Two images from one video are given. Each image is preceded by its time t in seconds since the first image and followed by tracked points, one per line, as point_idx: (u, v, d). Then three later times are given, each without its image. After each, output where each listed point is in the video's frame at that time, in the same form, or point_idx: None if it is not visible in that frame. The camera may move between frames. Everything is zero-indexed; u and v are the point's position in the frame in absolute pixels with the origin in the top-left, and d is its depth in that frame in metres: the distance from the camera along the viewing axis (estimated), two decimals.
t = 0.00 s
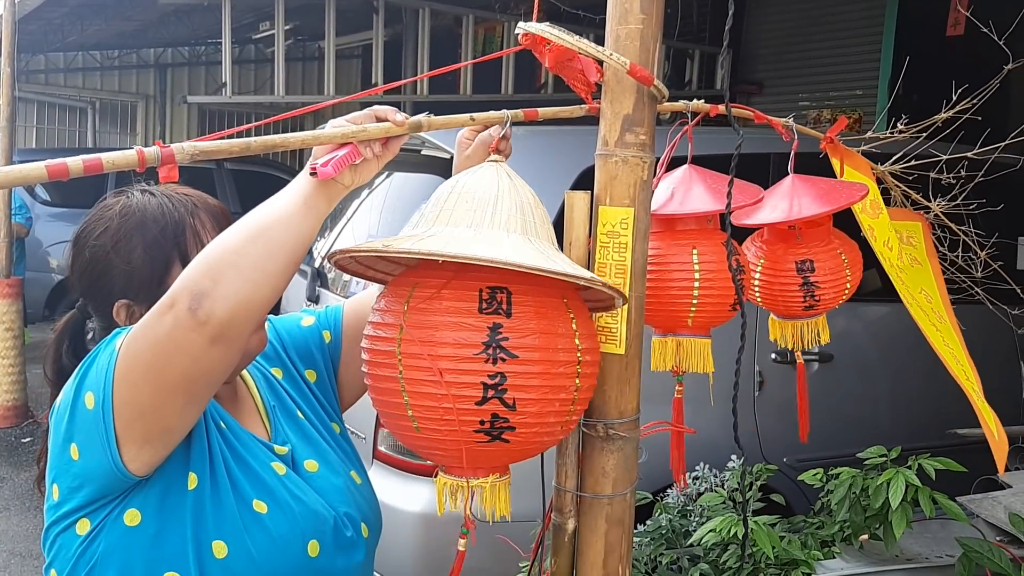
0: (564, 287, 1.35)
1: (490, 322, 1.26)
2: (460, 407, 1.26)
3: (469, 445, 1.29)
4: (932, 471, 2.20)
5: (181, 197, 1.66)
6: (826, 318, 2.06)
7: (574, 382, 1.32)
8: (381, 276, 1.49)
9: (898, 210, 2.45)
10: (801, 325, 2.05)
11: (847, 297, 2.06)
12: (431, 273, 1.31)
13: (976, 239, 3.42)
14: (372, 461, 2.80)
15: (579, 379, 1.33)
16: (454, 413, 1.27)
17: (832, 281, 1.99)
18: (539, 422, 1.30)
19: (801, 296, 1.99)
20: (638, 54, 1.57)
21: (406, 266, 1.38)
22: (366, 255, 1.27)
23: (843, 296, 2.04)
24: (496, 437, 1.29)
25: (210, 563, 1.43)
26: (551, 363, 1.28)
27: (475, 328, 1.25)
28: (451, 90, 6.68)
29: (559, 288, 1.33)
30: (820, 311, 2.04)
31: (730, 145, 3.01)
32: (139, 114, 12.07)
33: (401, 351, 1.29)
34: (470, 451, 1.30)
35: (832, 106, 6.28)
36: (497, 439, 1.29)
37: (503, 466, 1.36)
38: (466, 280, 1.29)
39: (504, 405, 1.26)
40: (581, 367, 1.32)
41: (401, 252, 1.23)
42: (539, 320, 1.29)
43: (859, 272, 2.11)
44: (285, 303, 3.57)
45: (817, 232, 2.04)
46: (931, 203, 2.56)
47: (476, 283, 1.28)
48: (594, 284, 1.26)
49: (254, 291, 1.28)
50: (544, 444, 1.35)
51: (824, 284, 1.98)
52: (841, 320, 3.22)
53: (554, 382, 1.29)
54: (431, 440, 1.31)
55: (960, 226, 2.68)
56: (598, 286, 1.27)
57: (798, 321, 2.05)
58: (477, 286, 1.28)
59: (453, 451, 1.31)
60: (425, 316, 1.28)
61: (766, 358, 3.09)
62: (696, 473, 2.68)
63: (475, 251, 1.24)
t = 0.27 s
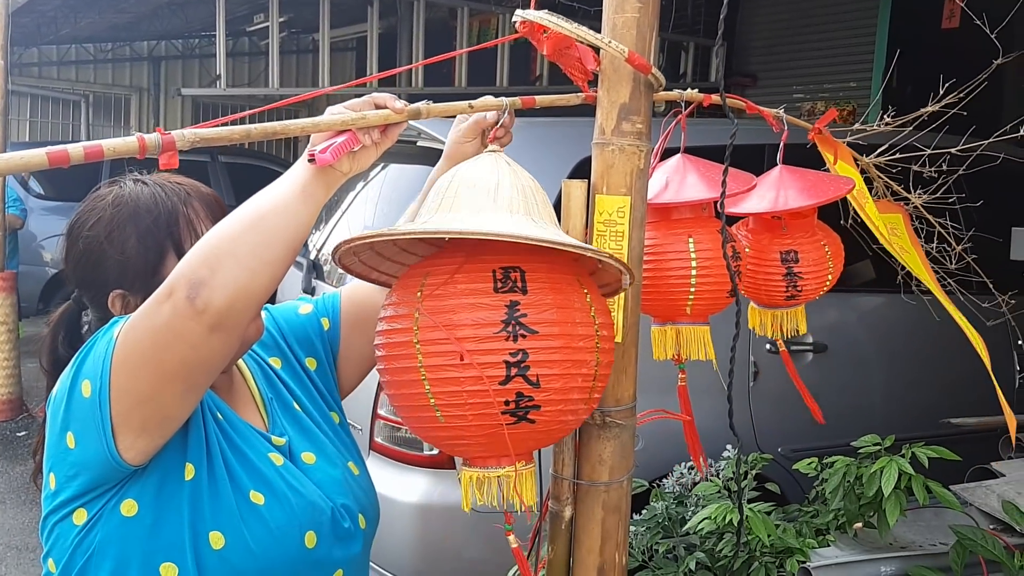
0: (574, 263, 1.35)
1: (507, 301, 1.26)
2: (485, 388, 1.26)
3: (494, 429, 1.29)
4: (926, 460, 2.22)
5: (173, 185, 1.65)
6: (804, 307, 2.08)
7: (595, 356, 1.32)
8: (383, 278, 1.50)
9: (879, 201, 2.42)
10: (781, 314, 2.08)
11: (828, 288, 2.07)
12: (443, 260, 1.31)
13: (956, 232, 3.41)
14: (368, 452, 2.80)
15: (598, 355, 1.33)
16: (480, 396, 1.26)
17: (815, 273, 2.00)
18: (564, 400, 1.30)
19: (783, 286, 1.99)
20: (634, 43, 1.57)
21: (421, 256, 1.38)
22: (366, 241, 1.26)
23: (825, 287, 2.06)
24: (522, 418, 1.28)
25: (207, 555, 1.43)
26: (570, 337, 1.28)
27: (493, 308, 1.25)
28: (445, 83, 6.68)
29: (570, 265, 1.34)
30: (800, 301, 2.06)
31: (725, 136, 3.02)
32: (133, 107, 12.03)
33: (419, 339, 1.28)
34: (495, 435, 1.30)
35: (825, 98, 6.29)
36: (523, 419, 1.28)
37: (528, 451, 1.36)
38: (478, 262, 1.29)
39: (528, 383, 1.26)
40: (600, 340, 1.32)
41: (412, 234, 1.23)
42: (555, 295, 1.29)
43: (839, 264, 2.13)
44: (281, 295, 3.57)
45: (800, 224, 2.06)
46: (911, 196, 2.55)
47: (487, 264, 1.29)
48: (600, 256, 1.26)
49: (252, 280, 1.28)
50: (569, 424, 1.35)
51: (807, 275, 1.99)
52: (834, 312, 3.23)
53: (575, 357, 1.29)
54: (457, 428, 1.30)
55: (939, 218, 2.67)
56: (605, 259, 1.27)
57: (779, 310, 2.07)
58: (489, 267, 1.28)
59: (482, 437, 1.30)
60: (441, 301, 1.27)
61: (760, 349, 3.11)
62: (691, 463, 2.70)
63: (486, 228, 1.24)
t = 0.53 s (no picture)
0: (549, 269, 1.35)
1: (477, 303, 1.25)
2: (447, 387, 1.26)
3: (456, 426, 1.29)
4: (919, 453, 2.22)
5: (166, 180, 1.62)
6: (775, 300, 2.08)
7: (561, 362, 1.32)
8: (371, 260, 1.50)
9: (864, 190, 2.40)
10: (753, 305, 2.07)
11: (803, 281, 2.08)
12: (416, 257, 1.31)
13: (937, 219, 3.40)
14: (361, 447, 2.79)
15: (565, 360, 1.33)
16: (443, 395, 1.26)
17: (791, 268, 2.01)
18: (526, 403, 1.30)
19: (761, 278, 1.99)
20: (628, 35, 1.56)
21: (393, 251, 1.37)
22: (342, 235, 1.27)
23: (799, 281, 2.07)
24: (483, 418, 1.29)
25: (204, 551, 1.42)
26: (537, 343, 1.28)
27: (463, 308, 1.25)
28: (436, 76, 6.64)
29: (544, 271, 1.33)
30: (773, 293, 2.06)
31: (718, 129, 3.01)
32: (123, 102, 11.94)
33: (388, 333, 1.28)
34: (456, 431, 1.30)
35: (817, 92, 6.29)
36: (484, 419, 1.28)
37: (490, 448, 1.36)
38: (452, 262, 1.28)
39: (491, 385, 1.26)
40: (568, 347, 1.31)
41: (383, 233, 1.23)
42: (526, 300, 1.29)
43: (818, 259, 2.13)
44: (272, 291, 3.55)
45: (783, 218, 2.05)
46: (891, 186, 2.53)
47: (462, 265, 1.28)
48: (567, 268, 1.25)
49: (248, 274, 1.27)
50: (530, 425, 1.35)
51: (784, 270, 2.00)
52: (828, 305, 3.23)
53: (541, 362, 1.28)
54: (419, 422, 1.30)
55: (921, 206, 2.67)
56: (578, 272, 1.27)
57: (752, 300, 2.06)
58: (463, 267, 1.28)
59: (443, 433, 1.30)
60: (412, 298, 1.27)
61: (754, 343, 3.11)
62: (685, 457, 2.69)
63: (461, 235, 1.23)
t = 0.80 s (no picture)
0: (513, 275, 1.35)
1: (437, 304, 1.27)
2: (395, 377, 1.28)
3: (401, 413, 1.31)
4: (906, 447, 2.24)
5: (157, 173, 1.62)
6: (774, 291, 2.08)
7: (509, 368, 1.33)
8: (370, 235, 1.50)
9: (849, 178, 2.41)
10: (752, 297, 2.06)
11: (799, 268, 2.10)
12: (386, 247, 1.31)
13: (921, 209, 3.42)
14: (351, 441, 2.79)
15: (512, 365, 1.34)
16: (392, 384, 1.28)
17: (787, 254, 2.02)
18: (469, 402, 1.31)
19: (757, 266, 2.00)
20: (618, 29, 1.57)
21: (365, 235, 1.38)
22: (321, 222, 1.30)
23: (795, 268, 2.08)
24: (426, 410, 1.30)
25: (195, 544, 1.42)
26: (488, 350, 1.29)
27: (422, 308, 1.26)
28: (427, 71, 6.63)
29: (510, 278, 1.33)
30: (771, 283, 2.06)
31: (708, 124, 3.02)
32: (111, 96, 11.86)
33: (347, 319, 1.30)
34: (401, 418, 1.32)
35: (807, 87, 6.31)
36: (427, 411, 1.30)
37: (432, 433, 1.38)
38: (420, 258, 1.29)
39: (439, 383, 1.28)
40: (517, 354, 1.33)
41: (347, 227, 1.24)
42: (484, 306, 1.29)
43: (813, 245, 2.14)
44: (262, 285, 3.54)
45: (774, 206, 2.07)
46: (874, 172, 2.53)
47: (430, 263, 1.28)
48: (538, 280, 1.26)
49: (242, 268, 1.26)
50: (472, 420, 1.37)
51: (779, 256, 2.01)
52: (816, 300, 3.25)
53: (488, 367, 1.30)
54: (366, 404, 1.33)
55: (903, 193, 2.67)
56: (542, 283, 1.27)
57: (750, 291, 2.06)
58: (430, 266, 1.28)
59: (388, 416, 1.32)
60: (373, 290, 1.28)
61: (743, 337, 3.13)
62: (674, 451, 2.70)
63: (429, 237, 1.24)
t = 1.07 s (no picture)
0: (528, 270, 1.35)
1: (469, 295, 1.26)
2: (428, 373, 1.26)
3: (429, 412, 1.29)
4: (904, 445, 2.24)
5: (154, 172, 1.61)
6: (774, 291, 2.09)
7: (536, 359, 1.35)
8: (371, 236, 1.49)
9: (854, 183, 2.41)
10: (750, 295, 2.07)
11: (798, 272, 2.09)
12: (409, 240, 1.30)
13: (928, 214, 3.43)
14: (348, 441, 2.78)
15: (539, 359, 1.35)
16: (424, 379, 1.26)
17: (784, 261, 2.01)
18: (500, 396, 1.31)
19: (753, 273, 2.01)
20: (615, 27, 1.56)
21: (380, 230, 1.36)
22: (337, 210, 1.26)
23: (794, 272, 2.08)
24: (457, 407, 1.29)
25: (196, 543, 1.41)
26: (519, 340, 1.30)
27: (454, 300, 1.25)
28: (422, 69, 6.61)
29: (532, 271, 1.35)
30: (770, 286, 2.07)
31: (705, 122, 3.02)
32: (106, 95, 11.82)
33: (374, 315, 1.27)
34: (429, 417, 1.30)
35: (803, 85, 6.31)
36: (459, 408, 1.29)
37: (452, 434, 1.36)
38: (444, 252, 1.28)
39: (473, 376, 1.27)
40: (545, 343, 1.34)
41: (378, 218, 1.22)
42: (513, 298, 1.30)
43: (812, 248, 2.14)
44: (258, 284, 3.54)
45: (774, 212, 2.06)
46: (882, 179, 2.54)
47: (455, 255, 1.28)
48: (550, 276, 1.28)
49: (236, 266, 1.26)
50: (498, 417, 1.36)
51: (776, 263, 2.00)
52: (813, 298, 3.25)
53: (520, 358, 1.31)
54: (392, 404, 1.30)
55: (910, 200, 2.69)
56: (552, 280, 1.28)
57: (748, 294, 2.07)
58: (457, 258, 1.28)
59: (414, 416, 1.30)
60: (403, 283, 1.26)
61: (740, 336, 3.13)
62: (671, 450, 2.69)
63: (450, 232, 1.24)
